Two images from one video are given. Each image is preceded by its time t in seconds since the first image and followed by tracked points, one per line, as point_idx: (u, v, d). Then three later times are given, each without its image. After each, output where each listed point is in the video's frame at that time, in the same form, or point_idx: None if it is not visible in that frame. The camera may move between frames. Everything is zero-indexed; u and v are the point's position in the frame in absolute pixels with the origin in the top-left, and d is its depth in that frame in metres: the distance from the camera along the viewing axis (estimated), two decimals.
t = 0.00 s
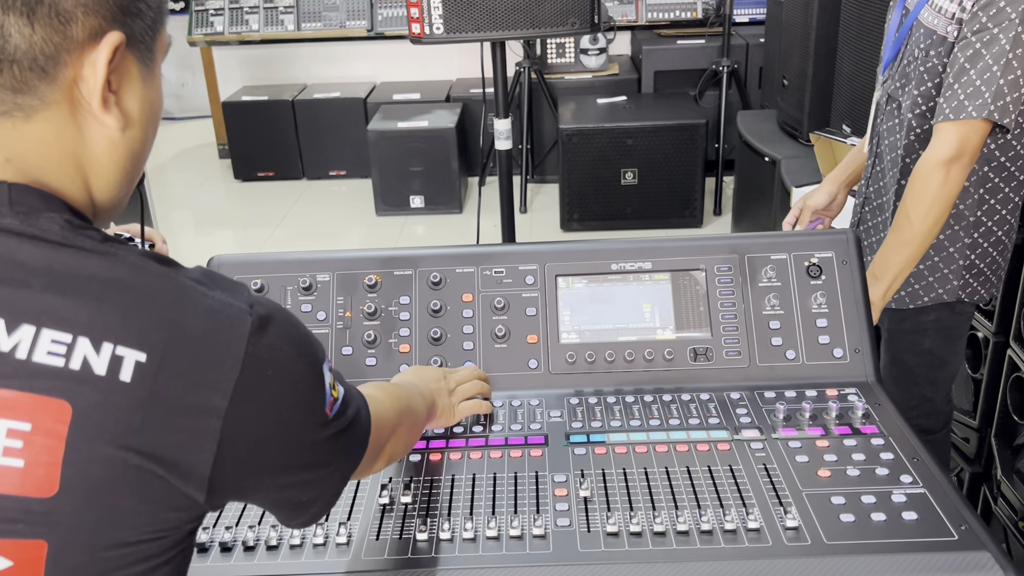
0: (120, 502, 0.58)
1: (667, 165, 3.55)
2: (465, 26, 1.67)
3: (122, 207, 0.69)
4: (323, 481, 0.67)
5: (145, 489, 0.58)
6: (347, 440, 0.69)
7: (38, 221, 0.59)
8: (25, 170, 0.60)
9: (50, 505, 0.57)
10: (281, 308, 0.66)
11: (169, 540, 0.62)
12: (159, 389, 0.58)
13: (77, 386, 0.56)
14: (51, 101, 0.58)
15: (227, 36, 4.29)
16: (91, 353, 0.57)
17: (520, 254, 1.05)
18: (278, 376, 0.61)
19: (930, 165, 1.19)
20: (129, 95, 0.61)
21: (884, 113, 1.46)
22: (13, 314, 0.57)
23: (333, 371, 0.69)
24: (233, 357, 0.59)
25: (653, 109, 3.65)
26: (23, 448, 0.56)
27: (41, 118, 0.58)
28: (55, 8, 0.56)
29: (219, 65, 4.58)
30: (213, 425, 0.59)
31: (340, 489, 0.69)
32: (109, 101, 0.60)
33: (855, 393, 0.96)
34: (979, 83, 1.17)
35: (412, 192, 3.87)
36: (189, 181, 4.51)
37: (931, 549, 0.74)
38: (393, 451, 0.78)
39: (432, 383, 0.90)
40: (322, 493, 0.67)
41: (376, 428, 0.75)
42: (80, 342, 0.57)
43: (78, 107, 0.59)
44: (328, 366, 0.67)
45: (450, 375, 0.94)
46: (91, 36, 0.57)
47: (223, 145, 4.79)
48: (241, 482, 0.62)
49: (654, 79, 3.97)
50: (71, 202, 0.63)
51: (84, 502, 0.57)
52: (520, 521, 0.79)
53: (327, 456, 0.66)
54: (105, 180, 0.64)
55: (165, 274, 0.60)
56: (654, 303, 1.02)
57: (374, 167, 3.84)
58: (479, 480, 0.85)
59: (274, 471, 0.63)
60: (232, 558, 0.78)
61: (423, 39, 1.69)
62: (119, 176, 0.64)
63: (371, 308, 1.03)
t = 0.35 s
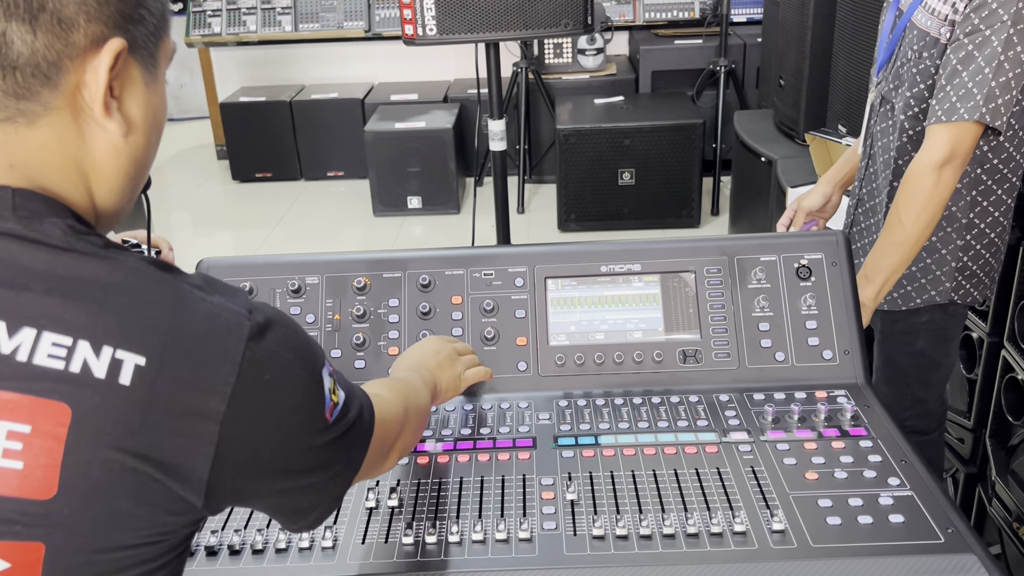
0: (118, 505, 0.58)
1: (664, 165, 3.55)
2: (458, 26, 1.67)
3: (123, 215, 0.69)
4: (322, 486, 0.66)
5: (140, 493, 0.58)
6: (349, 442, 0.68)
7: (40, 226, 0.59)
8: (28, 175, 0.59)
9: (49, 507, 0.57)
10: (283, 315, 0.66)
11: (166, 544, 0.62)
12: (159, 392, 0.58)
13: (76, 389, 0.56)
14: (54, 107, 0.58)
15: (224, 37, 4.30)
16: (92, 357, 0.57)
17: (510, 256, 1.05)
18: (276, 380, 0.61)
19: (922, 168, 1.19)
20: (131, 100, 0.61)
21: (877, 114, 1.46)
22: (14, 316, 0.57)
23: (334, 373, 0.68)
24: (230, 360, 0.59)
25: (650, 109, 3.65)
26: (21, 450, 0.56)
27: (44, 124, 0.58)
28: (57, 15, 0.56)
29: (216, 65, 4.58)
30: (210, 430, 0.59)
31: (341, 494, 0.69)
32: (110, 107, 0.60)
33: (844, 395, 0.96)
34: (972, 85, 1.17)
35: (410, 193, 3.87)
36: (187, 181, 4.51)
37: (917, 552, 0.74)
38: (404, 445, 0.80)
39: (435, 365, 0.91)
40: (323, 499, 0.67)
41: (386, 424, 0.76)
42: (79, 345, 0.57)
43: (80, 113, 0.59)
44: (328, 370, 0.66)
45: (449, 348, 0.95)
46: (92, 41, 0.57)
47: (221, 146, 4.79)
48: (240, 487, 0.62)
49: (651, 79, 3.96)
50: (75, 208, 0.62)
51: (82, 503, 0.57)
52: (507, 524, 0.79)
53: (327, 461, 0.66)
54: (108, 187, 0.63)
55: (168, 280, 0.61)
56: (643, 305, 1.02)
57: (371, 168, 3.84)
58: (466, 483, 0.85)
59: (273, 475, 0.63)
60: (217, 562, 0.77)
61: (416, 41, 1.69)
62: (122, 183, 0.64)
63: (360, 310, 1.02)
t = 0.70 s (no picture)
0: (145, 499, 0.60)
1: (663, 167, 3.55)
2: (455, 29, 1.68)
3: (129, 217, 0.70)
4: (330, 464, 0.70)
5: (161, 486, 0.60)
6: (354, 420, 0.71)
7: (59, 230, 0.60)
8: (41, 179, 0.60)
9: (79, 501, 0.58)
10: (286, 305, 0.68)
11: (184, 535, 0.63)
12: (178, 387, 0.60)
13: (102, 387, 0.58)
14: (66, 113, 0.58)
15: (225, 39, 4.31)
16: (115, 355, 0.58)
17: (505, 258, 1.05)
18: (286, 370, 0.63)
19: (919, 171, 1.19)
20: (140, 106, 0.62)
21: (873, 116, 1.46)
22: (39, 317, 0.58)
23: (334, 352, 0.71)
24: (243, 355, 0.62)
25: (650, 110, 3.65)
26: (52, 447, 0.58)
27: (56, 128, 0.59)
28: (69, 23, 0.56)
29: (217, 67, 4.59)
30: (226, 421, 0.61)
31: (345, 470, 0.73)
32: (120, 113, 0.61)
33: (837, 397, 0.96)
34: (967, 88, 1.17)
35: (410, 195, 3.88)
36: (187, 183, 4.52)
37: (907, 553, 0.74)
38: (401, 412, 0.84)
39: (430, 329, 0.95)
40: (331, 474, 0.71)
41: (387, 394, 0.79)
42: (103, 345, 0.58)
43: (91, 119, 0.60)
44: (331, 355, 0.69)
45: (443, 313, 0.98)
46: (103, 50, 0.58)
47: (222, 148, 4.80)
48: (255, 471, 0.65)
49: (651, 81, 3.97)
50: (84, 208, 0.63)
51: (110, 497, 0.59)
52: (500, 526, 0.79)
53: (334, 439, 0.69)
54: (117, 190, 0.64)
55: (180, 280, 0.63)
56: (637, 307, 1.02)
57: (371, 170, 3.84)
58: (461, 485, 0.86)
59: (286, 458, 0.66)
60: (212, 563, 0.78)
61: (414, 43, 1.70)
62: (130, 186, 0.65)
63: (356, 313, 1.03)
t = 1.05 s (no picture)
0: (144, 488, 0.61)
1: (663, 169, 3.56)
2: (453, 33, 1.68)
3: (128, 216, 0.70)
4: (324, 462, 0.70)
5: (161, 477, 0.61)
6: (347, 419, 0.72)
7: (58, 228, 0.61)
8: (38, 177, 0.61)
9: (79, 492, 0.59)
10: (281, 305, 0.69)
11: (183, 525, 0.65)
12: (176, 380, 0.61)
13: (102, 380, 0.59)
14: (62, 113, 0.59)
15: (226, 42, 4.32)
16: (113, 349, 0.59)
17: (501, 261, 1.05)
18: (280, 366, 0.64)
19: (912, 173, 1.20)
20: (135, 106, 0.63)
21: (870, 118, 1.46)
22: (40, 311, 0.59)
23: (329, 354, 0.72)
24: (239, 349, 0.62)
25: (650, 113, 3.66)
26: (52, 438, 0.58)
27: (52, 128, 0.59)
28: (63, 25, 0.57)
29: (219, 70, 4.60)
30: (223, 414, 0.62)
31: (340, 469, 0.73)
32: (114, 113, 0.61)
33: (831, 399, 0.97)
34: (960, 91, 1.17)
35: (411, 198, 3.89)
36: (189, 186, 4.53)
37: (898, 554, 0.75)
38: (394, 419, 0.84)
39: (422, 342, 0.95)
40: (324, 473, 0.71)
41: (378, 400, 0.80)
42: (102, 338, 0.59)
43: (86, 118, 0.60)
44: (325, 354, 0.69)
45: (437, 322, 0.98)
46: (97, 50, 0.59)
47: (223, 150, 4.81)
48: (250, 465, 0.66)
49: (652, 83, 3.98)
50: (82, 206, 0.64)
51: (111, 489, 0.60)
52: (492, 527, 0.80)
53: (328, 437, 0.69)
54: (115, 188, 0.65)
55: (178, 276, 0.63)
56: (632, 309, 1.03)
57: (372, 172, 3.85)
58: (455, 486, 0.86)
59: (280, 454, 0.66)
60: (206, 564, 0.78)
61: (412, 46, 1.71)
62: (127, 184, 0.65)
63: (352, 315, 1.03)
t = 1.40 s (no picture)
0: (148, 486, 0.61)
1: (667, 172, 3.56)
2: (457, 36, 1.69)
3: (138, 219, 0.70)
4: (327, 464, 0.70)
5: (164, 475, 0.61)
6: (351, 422, 0.72)
7: (66, 228, 0.61)
8: (49, 179, 0.61)
9: (83, 489, 0.60)
10: (286, 307, 0.69)
11: (186, 525, 0.65)
12: (181, 379, 0.61)
13: (107, 378, 0.59)
14: (69, 115, 0.59)
15: (231, 45, 4.33)
16: (119, 348, 0.59)
17: (504, 263, 1.05)
18: (285, 367, 0.64)
19: (912, 175, 1.20)
20: (143, 108, 0.63)
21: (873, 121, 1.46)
22: (47, 310, 0.59)
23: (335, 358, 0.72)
24: (244, 349, 0.62)
25: (654, 116, 3.66)
26: (58, 435, 0.59)
27: (60, 129, 0.59)
28: (70, 28, 0.57)
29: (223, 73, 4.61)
30: (227, 414, 0.62)
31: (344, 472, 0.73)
32: (122, 114, 0.61)
33: (833, 402, 0.97)
34: (962, 93, 1.18)
35: (414, 201, 3.90)
36: (194, 189, 4.54)
37: (898, 556, 0.75)
38: (399, 422, 0.85)
39: (424, 348, 0.95)
40: (328, 475, 0.71)
41: (382, 403, 0.80)
42: (108, 337, 0.59)
43: (95, 121, 0.61)
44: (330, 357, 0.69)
45: (437, 327, 0.98)
46: (105, 53, 0.59)
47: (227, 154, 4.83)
48: (254, 466, 0.65)
49: (655, 86, 3.98)
50: (94, 207, 0.64)
51: (115, 486, 0.60)
52: (494, 530, 0.80)
53: (332, 440, 0.69)
54: (125, 192, 0.65)
55: (184, 276, 0.63)
56: (634, 312, 1.03)
57: (375, 175, 3.86)
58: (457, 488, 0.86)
59: (284, 455, 0.66)
60: (208, 566, 0.78)
61: (416, 50, 1.71)
62: (139, 188, 0.65)
63: (355, 317, 1.03)
